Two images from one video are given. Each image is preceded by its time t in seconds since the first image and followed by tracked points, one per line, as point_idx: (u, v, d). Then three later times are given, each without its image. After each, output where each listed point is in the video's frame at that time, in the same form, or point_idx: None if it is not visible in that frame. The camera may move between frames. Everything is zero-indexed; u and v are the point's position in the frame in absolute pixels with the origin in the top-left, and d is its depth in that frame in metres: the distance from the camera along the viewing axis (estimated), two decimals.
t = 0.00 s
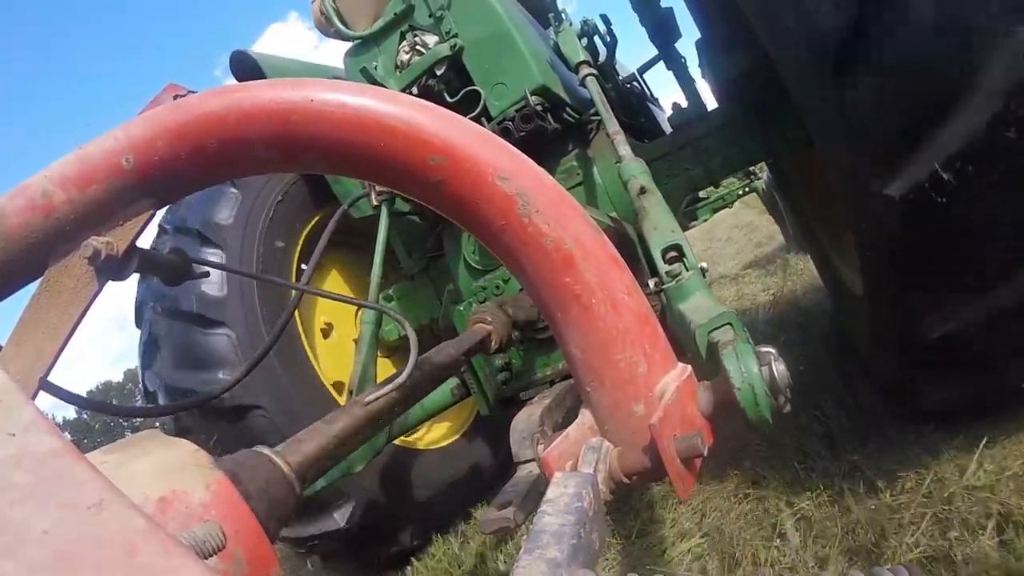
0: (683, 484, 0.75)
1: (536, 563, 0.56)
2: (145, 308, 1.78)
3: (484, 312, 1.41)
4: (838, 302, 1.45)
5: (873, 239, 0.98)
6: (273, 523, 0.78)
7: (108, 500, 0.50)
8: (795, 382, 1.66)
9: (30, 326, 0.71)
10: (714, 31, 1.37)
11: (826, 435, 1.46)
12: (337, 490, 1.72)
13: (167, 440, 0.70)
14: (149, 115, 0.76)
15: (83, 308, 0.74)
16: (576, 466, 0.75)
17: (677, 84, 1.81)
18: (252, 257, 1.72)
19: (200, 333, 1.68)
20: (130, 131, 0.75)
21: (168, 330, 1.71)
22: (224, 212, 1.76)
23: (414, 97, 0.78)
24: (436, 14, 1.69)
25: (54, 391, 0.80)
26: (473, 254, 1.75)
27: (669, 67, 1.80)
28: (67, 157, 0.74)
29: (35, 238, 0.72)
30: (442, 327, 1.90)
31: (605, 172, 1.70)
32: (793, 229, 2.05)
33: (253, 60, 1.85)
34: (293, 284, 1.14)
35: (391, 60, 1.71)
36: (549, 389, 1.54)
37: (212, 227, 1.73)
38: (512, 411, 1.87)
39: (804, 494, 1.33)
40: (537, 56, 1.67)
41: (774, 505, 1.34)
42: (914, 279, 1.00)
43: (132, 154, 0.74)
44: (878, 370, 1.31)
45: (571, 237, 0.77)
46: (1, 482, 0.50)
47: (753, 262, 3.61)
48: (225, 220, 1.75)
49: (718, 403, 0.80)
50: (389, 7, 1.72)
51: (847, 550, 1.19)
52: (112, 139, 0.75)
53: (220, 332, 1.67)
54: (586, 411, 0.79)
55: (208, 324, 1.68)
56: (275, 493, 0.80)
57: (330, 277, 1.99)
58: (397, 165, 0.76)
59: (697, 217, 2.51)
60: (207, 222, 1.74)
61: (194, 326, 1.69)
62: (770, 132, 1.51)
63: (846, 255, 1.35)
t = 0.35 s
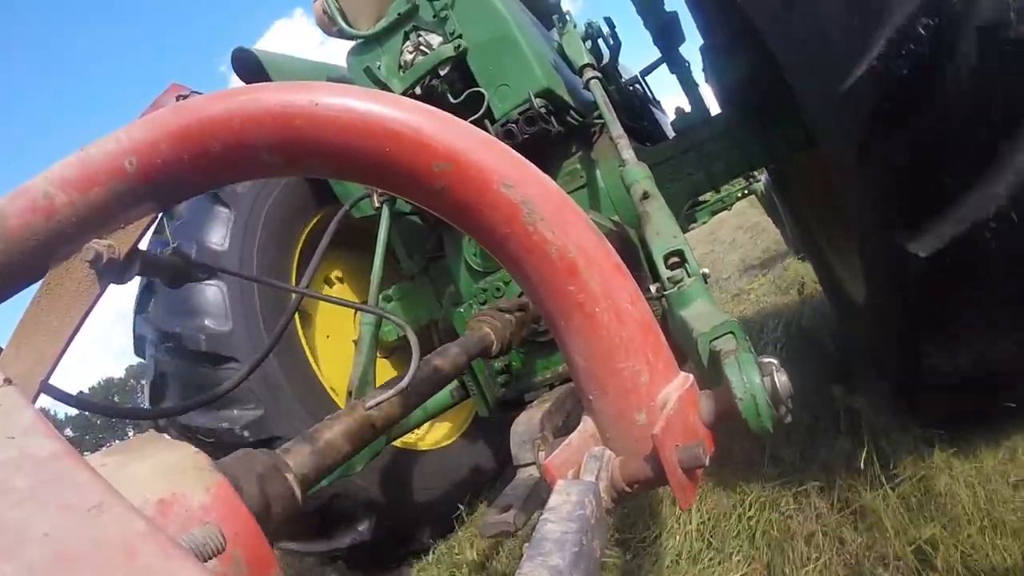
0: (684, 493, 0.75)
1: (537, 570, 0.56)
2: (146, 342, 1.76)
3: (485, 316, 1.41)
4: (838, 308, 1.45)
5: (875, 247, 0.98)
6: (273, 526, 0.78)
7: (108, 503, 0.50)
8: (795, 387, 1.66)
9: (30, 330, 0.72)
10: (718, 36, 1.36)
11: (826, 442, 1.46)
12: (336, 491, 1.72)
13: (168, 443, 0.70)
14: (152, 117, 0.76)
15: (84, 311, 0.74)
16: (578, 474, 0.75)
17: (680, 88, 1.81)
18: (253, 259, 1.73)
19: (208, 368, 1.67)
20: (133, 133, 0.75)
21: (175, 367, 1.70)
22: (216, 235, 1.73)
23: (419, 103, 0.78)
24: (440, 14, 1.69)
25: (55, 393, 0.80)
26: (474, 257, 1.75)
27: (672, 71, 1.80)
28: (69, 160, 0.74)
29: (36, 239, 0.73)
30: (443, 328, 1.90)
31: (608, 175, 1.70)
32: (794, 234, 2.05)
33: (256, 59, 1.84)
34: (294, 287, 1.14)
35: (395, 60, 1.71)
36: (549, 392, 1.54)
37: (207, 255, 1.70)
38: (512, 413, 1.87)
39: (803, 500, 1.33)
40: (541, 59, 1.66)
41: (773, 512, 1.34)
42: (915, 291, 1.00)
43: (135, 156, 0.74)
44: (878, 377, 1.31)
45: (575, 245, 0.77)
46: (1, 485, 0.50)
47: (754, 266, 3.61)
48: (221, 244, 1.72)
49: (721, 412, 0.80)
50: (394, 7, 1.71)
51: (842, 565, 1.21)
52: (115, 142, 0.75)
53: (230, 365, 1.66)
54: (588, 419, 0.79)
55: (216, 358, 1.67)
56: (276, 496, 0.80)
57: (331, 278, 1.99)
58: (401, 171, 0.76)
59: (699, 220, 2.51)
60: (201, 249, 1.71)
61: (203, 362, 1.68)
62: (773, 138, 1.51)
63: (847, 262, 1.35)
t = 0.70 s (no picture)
0: (683, 493, 0.75)
1: (537, 570, 0.56)
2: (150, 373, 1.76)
3: (484, 315, 1.41)
4: (836, 307, 1.45)
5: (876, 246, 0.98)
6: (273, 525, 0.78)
7: (107, 502, 0.50)
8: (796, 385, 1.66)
9: (28, 332, 0.72)
10: (716, 35, 1.36)
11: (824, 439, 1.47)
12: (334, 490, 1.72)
13: (167, 443, 0.70)
14: (149, 118, 0.75)
15: (84, 310, 0.74)
16: (577, 474, 0.75)
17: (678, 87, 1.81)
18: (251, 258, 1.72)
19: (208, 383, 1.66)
20: (130, 134, 0.75)
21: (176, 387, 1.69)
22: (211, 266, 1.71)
23: (418, 103, 0.78)
24: (439, 14, 1.69)
25: (54, 394, 0.80)
26: (473, 255, 1.75)
27: (671, 69, 1.80)
28: (66, 160, 0.74)
29: (33, 240, 0.72)
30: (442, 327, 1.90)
31: (606, 174, 1.70)
32: (792, 233, 2.06)
33: (254, 58, 1.84)
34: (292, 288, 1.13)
35: (392, 59, 1.71)
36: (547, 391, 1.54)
37: (205, 288, 1.70)
38: (510, 411, 1.87)
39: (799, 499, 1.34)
40: (539, 58, 1.66)
41: (772, 512, 1.34)
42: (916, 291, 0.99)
43: (132, 157, 0.74)
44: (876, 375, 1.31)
45: (573, 245, 0.76)
46: None
47: (752, 264, 3.61)
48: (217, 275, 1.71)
49: (718, 412, 0.80)
50: (391, 6, 1.71)
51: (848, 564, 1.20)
52: (113, 142, 0.75)
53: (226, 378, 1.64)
54: (586, 419, 0.79)
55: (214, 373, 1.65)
56: (275, 496, 0.80)
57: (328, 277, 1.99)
58: (400, 171, 0.76)
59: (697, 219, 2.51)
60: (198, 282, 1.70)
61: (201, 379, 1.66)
62: (771, 137, 1.52)
63: (846, 261, 1.35)
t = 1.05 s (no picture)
0: (688, 489, 0.75)
1: (541, 566, 0.56)
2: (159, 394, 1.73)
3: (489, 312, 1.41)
4: (841, 303, 1.44)
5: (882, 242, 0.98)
6: (277, 521, 0.78)
7: (110, 499, 0.50)
8: (801, 381, 1.66)
9: (33, 329, 0.71)
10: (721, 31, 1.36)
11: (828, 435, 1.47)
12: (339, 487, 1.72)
13: (172, 440, 0.70)
14: (154, 114, 0.76)
15: (90, 306, 0.73)
16: (582, 470, 0.74)
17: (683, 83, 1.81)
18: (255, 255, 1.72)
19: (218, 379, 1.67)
20: (134, 130, 0.75)
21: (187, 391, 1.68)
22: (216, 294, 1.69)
23: (422, 99, 0.78)
24: (442, 10, 1.68)
25: (59, 389, 0.80)
26: (477, 252, 1.75)
27: (675, 66, 1.80)
28: (71, 157, 0.74)
29: (38, 237, 0.72)
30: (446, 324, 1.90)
31: (611, 170, 1.70)
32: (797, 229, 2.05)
33: (258, 55, 1.84)
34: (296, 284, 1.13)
35: (397, 56, 1.70)
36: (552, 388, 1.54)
37: (213, 317, 1.67)
38: (515, 408, 1.87)
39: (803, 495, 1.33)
40: (544, 54, 1.66)
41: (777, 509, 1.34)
42: (920, 286, 0.99)
43: (137, 153, 0.74)
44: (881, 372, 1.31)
45: (577, 241, 0.76)
46: (4, 483, 0.50)
47: (758, 261, 3.61)
48: (224, 302, 1.69)
49: (722, 407, 0.80)
50: (395, 3, 1.71)
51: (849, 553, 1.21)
52: (117, 139, 0.75)
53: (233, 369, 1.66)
54: (591, 415, 0.79)
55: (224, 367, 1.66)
56: (278, 491, 0.80)
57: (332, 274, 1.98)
58: (404, 167, 0.76)
59: (702, 216, 2.51)
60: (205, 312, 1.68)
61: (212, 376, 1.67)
62: (775, 133, 1.51)
63: (851, 257, 1.35)
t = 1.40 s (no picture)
0: (691, 490, 0.75)
1: (545, 567, 0.56)
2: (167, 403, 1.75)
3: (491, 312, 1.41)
4: (844, 304, 1.44)
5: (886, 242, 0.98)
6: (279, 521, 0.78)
7: (114, 500, 0.50)
8: (804, 382, 1.65)
9: (36, 328, 0.71)
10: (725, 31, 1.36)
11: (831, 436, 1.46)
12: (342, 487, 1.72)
13: (175, 442, 0.70)
14: (158, 114, 0.76)
15: (91, 307, 0.74)
16: (585, 471, 0.74)
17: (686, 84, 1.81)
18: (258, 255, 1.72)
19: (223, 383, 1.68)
20: (138, 131, 0.75)
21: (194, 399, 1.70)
22: (221, 327, 1.68)
23: (426, 100, 0.78)
24: (446, 11, 1.69)
25: (61, 390, 0.80)
26: (481, 252, 1.75)
27: (678, 66, 1.79)
28: (74, 157, 0.74)
29: (40, 237, 0.72)
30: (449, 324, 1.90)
31: (614, 170, 1.69)
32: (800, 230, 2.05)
33: (262, 56, 1.85)
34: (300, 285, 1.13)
35: (400, 57, 1.70)
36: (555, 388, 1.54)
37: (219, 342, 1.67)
38: (518, 409, 1.87)
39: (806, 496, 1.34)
40: (547, 55, 1.66)
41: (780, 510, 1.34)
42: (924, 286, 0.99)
43: (140, 154, 0.74)
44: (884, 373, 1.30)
45: (581, 241, 0.76)
46: (7, 483, 0.50)
47: (760, 262, 3.60)
48: (230, 333, 1.68)
49: (726, 408, 0.80)
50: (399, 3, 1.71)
51: (851, 556, 1.21)
52: (121, 139, 0.75)
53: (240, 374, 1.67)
54: (594, 416, 0.79)
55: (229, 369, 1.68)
56: (281, 492, 0.80)
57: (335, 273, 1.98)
58: (407, 167, 0.76)
59: (706, 216, 2.50)
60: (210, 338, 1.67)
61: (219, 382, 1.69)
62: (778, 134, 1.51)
63: (854, 259, 1.34)
